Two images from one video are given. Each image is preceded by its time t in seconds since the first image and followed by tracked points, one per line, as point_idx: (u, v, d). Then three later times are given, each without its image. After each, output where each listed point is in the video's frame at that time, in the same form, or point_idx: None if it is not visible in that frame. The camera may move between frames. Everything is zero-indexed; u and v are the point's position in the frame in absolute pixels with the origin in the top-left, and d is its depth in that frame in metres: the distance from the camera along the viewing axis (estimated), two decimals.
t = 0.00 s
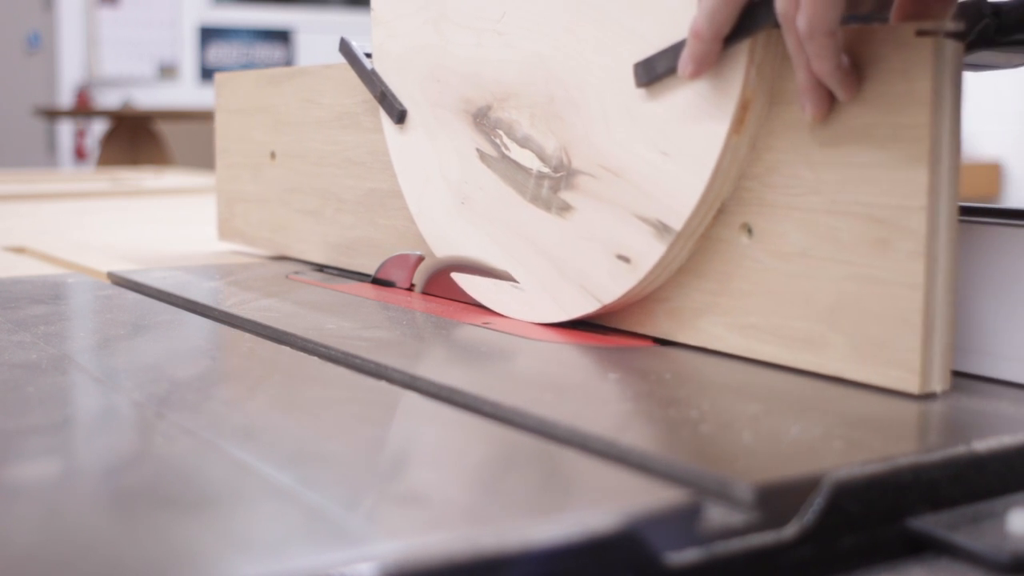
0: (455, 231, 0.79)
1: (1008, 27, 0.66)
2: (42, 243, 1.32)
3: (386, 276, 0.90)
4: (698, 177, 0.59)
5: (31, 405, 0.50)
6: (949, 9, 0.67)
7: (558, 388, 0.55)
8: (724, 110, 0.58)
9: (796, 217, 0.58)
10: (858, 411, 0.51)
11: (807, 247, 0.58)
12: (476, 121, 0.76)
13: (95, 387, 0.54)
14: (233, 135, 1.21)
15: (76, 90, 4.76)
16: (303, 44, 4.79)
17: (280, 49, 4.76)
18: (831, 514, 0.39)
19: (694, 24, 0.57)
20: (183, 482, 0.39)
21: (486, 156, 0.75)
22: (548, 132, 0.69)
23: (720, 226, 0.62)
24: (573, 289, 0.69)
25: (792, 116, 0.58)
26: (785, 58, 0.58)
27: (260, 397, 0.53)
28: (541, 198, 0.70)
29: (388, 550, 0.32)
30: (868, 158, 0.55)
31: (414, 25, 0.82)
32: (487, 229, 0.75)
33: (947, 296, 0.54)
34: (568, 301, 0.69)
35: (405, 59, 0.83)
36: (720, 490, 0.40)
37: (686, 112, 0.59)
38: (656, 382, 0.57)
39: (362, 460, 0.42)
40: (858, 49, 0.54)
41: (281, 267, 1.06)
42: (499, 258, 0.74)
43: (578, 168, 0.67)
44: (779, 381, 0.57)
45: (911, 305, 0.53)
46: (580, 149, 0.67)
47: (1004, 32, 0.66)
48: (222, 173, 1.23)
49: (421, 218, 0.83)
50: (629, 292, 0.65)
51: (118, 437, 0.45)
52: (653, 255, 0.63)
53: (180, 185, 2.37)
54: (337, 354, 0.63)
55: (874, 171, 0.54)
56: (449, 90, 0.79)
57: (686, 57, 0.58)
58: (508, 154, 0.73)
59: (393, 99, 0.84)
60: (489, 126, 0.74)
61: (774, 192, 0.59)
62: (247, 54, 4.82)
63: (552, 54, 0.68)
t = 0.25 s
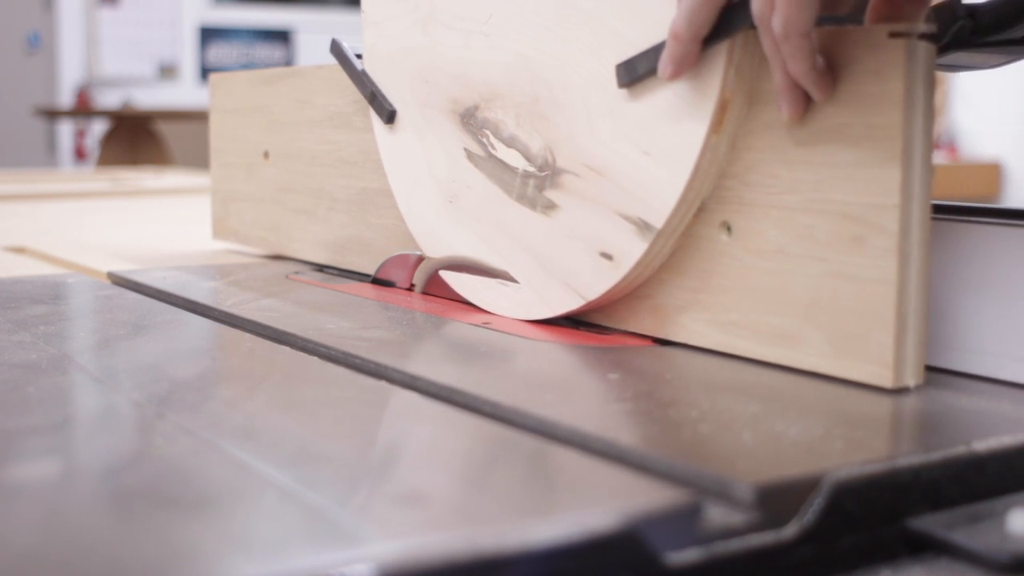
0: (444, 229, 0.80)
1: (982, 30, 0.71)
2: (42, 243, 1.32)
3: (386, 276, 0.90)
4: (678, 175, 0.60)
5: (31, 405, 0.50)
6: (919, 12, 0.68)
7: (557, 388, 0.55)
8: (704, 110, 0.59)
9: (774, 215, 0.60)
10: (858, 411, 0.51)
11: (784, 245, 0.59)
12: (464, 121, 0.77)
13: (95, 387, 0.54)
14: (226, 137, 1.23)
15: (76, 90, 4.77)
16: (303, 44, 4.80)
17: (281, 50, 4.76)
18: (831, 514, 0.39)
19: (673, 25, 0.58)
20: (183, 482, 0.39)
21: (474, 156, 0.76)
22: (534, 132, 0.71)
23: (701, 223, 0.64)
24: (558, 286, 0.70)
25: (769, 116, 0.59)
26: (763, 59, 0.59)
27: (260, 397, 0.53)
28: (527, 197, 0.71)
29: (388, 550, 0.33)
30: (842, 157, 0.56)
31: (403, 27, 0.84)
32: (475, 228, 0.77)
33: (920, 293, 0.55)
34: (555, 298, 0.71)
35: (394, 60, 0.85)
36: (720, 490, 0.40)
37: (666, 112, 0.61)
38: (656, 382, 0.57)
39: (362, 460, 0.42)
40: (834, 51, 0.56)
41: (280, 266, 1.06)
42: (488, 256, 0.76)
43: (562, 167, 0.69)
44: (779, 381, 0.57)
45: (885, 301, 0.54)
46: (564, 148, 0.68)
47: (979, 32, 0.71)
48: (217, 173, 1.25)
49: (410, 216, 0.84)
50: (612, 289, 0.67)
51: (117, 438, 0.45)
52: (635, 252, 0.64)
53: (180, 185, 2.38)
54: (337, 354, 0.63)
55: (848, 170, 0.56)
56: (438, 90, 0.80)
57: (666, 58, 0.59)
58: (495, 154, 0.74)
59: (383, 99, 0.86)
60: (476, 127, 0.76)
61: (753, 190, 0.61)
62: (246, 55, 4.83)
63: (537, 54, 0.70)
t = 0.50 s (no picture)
0: (432, 227, 0.82)
1: (957, 30, 0.72)
2: (42, 243, 1.32)
3: (386, 276, 0.90)
4: (656, 174, 0.62)
5: (31, 405, 0.50)
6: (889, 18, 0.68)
7: (557, 388, 0.55)
8: (681, 110, 0.60)
9: (751, 213, 0.61)
10: (858, 411, 0.51)
11: (760, 242, 0.61)
12: (450, 121, 0.79)
13: (95, 387, 0.54)
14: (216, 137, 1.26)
15: (75, 90, 4.77)
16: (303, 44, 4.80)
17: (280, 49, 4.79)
18: (831, 514, 0.39)
19: (651, 28, 0.60)
20: (183, 482, 0.39)
21: (460, 155, 0.78)
22: (518, 131, 0.72)
23: (680, 221, 0.65)
24: (543, 283, 0.72)
25: (746, 116, 0.61)
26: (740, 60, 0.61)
27: (260, 397, 0.53)
28: (511, 195, 0.73)
29: (387, 550, 0.33)
30: (816, 155, 0.57)
31: (392, 28, 0.86)
32: (461, 226, 0.78)
33: (892, 289, 0.56)
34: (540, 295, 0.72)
35: (385, 61, 0.86)
36: (720, 490, 0.40)
37: (645, 112, 0.62)
38: (655, 381, 0.57)
39: (362, 460, 0.42)
40: (806, 52, 0.57)
41: (280, 266, 1.06)
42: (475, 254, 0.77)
43: (545, 167, 0.70)
44: (779, 381, 0.57)
45: (858, 296, 0.55)
46: (548, 147, 0.70)
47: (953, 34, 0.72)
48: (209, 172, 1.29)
49: (399, 215, 0.86)
50: (594, 286, 0.68)
51: (117, 437, 0.45)
52: (615, 249, 0.65)
53: (180, 185, 2.37)
54: (337, 354, 0.63)
55: (821, 168, 0.57)
56: (426, 90, 0.82)
57: (644, 59, 0.61)
58: (480, 153, 0.76)
59: (372, 99, 0.88)
60: (463, 126, 0.77)
61: (729, 189, 0.62)
62: (246, 54, 4.83)
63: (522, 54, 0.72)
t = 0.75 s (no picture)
0: (421, 225, 0.84)
1: (934, 32, 0.71)
2: (42, 243, 1.32)
3: (386, 276, 0.90)
4: (637, 173, 0.63)
5: (31, 405, 0.50)
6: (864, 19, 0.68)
7: (557, 389, 0.55)
8: (662, 110, 0.62)
9: (730, 211, 0.62)
10: (858, 411, 0.51)
11: (739, 240, 0.61)
12: (438, 121, 0.81)
13: (95, 387, 0.54)
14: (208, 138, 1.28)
15: (75, 91, 4.77)
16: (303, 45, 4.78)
17: (280, 49, 4.73)
18: (831, 514, 0.39)
19: (631, 29, 0.60)
20: (183, 482, 0.39)
21: (448, 154, 0.80)
22: (504, 130, 0.73)
23: (662, 220, 0.66)
24: (528, 280, 0.73)
25: (725, 116, 0.61)
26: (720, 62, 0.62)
27: (259, 397, 0.53)
28: (498, 194, 0.74)
29: (387, 550, 0.33)
30: (793, 155, 0.58)
31: (382, 30, 0.88)
32: (449, 224, 0.80)
33: (867, 288, 0.57)
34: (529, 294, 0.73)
35: (377, 63, 0.88)
36: (720, 490, 0.40)
37: (627, 111, 0.64)
38: (656, 381, 0.57)
39: (361, 460, 0.42)
40: (782, 54, 0.58)
41: (281, 266, 1.06)
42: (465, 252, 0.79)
43: (531, 166, 0.71)
44: (779, 380, 0.57)
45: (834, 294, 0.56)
46: (533, 146, 0.71)
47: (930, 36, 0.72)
48: (203, 171, 1.30)
49: (390, 213, 0.88)
50: (577, 283, 0.69)
51: (117, 438, 0.45)
52: (598, 247, 0.66)
53: (180, 185, 2.38)
54: (337, 354, 0.63)
55: (797, 167, 0.58)
56: (414, 91, 0.84)
57: (626, 60, 0.62)
58: (468, 153, 0.77)
59: (363, 100, 0.90)
60: (451, 126, 0.79)
61: (709, 188, 0.63)
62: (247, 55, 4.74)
63: (508, 56, 0.73)
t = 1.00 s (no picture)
0: (411, 223, 0.86)
1: (911, 32, 0.70)
2: (41, 243, 1.32)
3: (386, 276, 0.90)
4: (619, 171, 0.64)
5: (31, 405, 0.50)
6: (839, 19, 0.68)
7: (558, 389, 0.55)
8: (642, 110, 0.63)
9: (708, 209, 0.63)
10: (858, 411, 0.51)
11: (717, 237, 0.63)
12: (426, 120, 0.82)
13: (95, 387, 0.54)
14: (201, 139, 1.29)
15: (75, 91, 4.78)
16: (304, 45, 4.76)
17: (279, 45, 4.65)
18: (831, 514, 0.39)
19: (611, 31, 0.62)
20: (183, 482, 0.39)
21: (436, 154, 0.81)
22: (489, 129, 0.75)
23: (644, 218, 0.67)
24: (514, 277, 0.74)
25: (703, 116, 0.63)
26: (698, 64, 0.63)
27: (259, 397, 0.53)
28: (484, 193, 0.76)
29: (387, 550, 0.33)
30: (768, 154, 0.59)
31: (371, 31, 0.89)
32: (437, 223, 0.82)
33: (841, 284, 0.58)
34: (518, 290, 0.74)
35: (366, 64, 0.90)
36: (720, 491, 0.40)
37: (608, 111, 0.65)
38: (655, 381, 0.57)
39: (361, 460, 0.42)
40: (759, 55, 0.59)
41: (281, 267, 1.06)
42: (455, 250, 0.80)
43: (515, 165, 0.73)
44: (779, 380, 0.57)
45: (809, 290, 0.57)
46: (520, 145, 0.72)
47: (907, 38, 0.71)
48: (197, 171, 1.30)
49: (379, 211, 0.90)
50: (561, 280, 0.71)
51: (117, 437, 0.45)
52: (581, 244, 0.68)
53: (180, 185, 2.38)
54: (337, 354, 0.63)
55: (773, 165, 0.59)
56: (402, 91, 0.85)
57: (606, 61, 0.63)
58: (456, 152, 0.79)
59: (353, 100, 0.92)
60: (438, 126, 0.81)
61: (688, 186, 0.64)
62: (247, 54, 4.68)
63: (495, 57, 0.74)
